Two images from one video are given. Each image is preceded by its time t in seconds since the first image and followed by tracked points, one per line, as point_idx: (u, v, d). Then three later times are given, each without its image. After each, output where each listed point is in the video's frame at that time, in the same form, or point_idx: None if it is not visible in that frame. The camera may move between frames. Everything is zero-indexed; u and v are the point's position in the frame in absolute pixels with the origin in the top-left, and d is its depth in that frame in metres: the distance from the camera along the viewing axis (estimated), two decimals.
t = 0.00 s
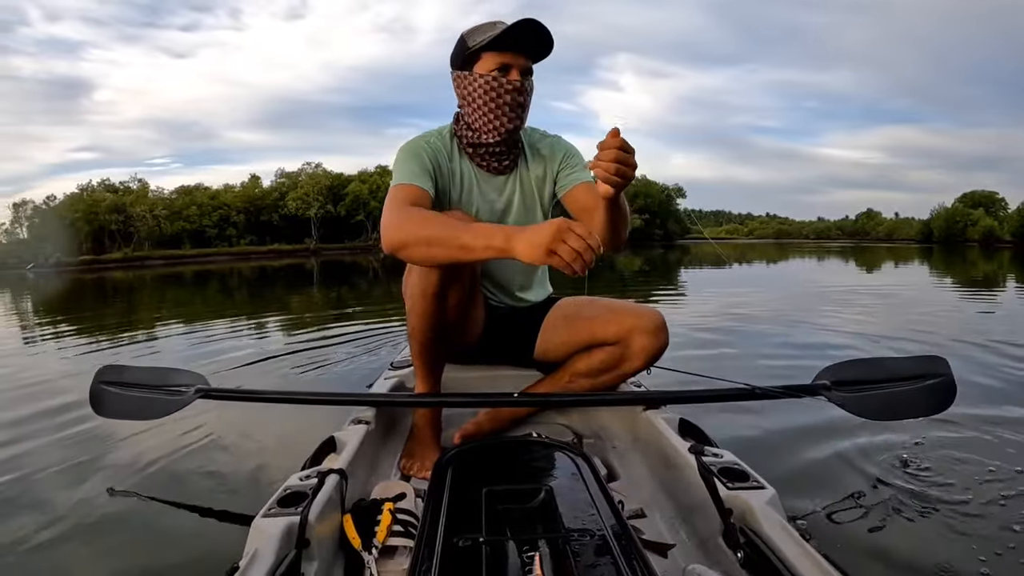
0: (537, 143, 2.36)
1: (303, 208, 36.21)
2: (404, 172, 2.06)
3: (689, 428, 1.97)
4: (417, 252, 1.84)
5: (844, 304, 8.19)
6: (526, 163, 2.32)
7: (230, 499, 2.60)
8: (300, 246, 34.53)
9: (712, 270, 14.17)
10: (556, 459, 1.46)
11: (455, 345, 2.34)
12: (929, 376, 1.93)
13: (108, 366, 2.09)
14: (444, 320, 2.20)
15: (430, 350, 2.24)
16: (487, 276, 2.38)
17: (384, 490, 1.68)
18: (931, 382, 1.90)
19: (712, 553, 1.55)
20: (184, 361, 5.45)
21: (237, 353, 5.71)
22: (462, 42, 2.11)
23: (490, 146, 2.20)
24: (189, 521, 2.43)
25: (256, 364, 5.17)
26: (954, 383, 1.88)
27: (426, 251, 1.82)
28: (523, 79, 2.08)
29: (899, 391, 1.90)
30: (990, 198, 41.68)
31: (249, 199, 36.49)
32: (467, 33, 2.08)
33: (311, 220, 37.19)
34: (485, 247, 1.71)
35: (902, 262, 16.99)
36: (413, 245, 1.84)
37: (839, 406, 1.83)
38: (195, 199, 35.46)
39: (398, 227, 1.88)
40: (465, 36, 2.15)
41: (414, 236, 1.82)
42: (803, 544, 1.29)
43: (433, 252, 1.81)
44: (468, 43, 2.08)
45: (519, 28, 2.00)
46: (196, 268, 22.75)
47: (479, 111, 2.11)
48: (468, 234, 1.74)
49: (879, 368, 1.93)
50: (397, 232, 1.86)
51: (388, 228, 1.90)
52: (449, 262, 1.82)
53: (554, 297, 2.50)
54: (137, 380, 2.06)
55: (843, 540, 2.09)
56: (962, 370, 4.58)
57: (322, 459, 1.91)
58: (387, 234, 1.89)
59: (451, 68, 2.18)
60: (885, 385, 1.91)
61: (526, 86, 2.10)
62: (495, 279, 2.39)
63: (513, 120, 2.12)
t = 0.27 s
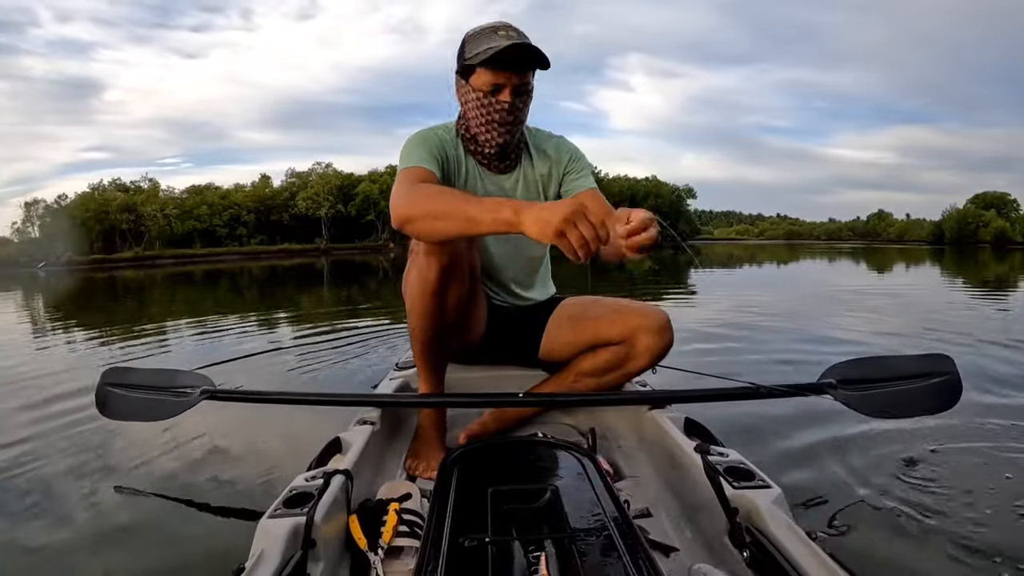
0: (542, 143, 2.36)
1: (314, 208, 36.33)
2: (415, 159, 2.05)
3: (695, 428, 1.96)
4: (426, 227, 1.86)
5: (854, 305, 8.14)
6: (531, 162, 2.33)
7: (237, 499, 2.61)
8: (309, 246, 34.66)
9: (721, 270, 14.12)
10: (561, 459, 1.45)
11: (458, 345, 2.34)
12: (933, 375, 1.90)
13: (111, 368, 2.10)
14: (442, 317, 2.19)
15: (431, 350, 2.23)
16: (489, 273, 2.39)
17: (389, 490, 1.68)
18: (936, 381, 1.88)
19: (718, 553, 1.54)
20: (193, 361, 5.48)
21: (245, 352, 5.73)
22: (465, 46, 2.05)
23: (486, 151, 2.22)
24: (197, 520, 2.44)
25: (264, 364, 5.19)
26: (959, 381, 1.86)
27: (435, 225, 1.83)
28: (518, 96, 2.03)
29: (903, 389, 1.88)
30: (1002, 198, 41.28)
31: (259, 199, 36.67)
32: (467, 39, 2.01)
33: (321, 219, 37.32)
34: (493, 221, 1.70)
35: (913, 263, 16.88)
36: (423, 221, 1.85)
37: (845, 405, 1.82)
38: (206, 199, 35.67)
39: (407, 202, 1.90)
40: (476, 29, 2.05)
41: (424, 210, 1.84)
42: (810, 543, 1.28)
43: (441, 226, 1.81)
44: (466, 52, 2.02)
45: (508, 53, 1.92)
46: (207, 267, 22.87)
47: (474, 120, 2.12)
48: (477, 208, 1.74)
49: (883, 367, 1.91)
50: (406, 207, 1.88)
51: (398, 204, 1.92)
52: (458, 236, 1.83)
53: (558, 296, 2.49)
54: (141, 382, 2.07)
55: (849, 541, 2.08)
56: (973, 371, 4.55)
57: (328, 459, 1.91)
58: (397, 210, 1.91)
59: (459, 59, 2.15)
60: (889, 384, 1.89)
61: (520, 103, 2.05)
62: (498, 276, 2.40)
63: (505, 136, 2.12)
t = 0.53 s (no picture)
0: (546, 143, 2.35)
1: (324, 208, 36.46)
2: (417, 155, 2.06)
3: (700, 428, 1.96)
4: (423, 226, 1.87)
5: (864, 306, 8.09)
6: (534, 163, 2.32)
7: (244, 496, 2.62)
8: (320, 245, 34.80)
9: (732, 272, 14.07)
10: (566, 460, 1.45)
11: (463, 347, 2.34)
12: (940, 375, 1.87)
13: (117, 369, 2.11)
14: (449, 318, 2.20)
15: (435, 351, 2.23)
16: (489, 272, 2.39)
17: (394, 491, 1.68)
18: (940, 381, 1.84)
19: (723, 553, 1.54)
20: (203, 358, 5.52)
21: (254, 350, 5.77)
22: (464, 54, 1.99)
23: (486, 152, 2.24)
24: (204, 518, 2.45)
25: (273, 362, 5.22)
26: (964, 382, 1.82)
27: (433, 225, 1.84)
28: (508, 118, 2.00)
29: (908, 389, 1.86)
30: (1016, 200, 40.88)
31: (270, 198, 36.85)
32: (466, 50, 1.95)
33: (332, 219, 37.45)
34: (488, 215, 1.71)
35: (925, 265, 16.76)
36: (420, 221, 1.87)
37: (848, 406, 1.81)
38: (217, 198, 35.89)
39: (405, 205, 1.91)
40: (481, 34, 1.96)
41: (420, 210, 1.85)
42: (814, 544, 1.27)
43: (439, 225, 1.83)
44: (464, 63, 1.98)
45: (497, 80, 1.87)
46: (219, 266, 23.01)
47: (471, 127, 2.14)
48: (471, 203, 1.75)
49: (887, 366, 1.89)
50: (403, 210, 1.89)
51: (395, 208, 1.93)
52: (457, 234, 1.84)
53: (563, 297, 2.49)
54: (146, 382, 2.08)
55: (856, 542, 2.07)
56: (984, 374, 4.51)
57: (333, 460, 1.92)
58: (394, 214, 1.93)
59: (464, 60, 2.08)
60: (895, 383, 1.87)
61: (511, 124, 2.02)
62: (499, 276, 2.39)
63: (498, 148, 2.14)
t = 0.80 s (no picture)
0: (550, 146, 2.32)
1: (335, 207, 36.58)
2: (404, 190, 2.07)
3: (704, 429, 1.95)
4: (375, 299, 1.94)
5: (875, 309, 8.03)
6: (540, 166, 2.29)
7: (249, 493, 2.64)
8: (330, 245, 34.90)
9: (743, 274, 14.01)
10: (569, 460, 1.44)
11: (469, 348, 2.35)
12: (945, 376, 1.87)
13: (121, 367, 2.13)
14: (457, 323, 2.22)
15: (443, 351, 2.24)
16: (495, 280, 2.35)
17: (398, 490, 1.68)
18: (945, 383, 1.86)
19: (727, 554, 1.53)
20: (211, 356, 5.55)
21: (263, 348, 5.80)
22: (472, 61, 2.00)
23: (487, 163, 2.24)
24: (209, 515, 2.47)
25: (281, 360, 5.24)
26: (971, 383, 1.84)
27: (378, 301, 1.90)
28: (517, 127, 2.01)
29: (914, 390, 1.86)
30: None
31: (281, 198, 37.00)
32: (473, 58, 1.96)
33: (342, 219, 37.57)
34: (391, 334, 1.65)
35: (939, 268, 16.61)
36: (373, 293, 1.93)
37: (854, 407, 1.80)
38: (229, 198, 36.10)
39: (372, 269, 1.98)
40: (485, 41, 1.96)
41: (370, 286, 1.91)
42: (819, 546, 1.26)
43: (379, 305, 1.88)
44: (472, 72, 1.98)
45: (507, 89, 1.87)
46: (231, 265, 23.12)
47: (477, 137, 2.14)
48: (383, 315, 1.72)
49: (893, 368, 1.89)
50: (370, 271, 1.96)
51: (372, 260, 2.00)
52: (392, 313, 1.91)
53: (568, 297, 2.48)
54: (152, 381, 2.09)
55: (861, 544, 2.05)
56: (996, 377, 4.46)
57: (338, 459, 1.92)
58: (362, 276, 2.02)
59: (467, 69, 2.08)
60: (901, 385, 1.87)
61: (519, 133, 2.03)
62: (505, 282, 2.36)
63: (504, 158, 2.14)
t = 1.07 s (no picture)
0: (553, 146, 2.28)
1: (345, 207, 36.64)
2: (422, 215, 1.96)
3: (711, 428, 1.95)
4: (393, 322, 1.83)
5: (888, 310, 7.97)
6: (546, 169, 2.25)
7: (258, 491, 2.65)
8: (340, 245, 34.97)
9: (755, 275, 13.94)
10: (577, 460, 1.44)
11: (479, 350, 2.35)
12: (951, 374, 1.86)
13: (129, 369, 2.14)
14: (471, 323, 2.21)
15: (454, 351, 2.26)
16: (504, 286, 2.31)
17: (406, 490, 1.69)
18: (953, 380, 1.84)
19: (735, 553, 1.53)
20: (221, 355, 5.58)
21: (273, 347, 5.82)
22: (479, 64, 1.97)
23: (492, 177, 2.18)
24: (217, 513, 2.48)
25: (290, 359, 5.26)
26: (978, 380, 1.82)
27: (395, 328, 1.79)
28: (530, 133, 1.98)
29: (920, 388, 1.84)
30: None
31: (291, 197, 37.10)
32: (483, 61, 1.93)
33: (352, 219, 37.66)
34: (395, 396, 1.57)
35: (953, 270, 16.46)
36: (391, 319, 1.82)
37: (861, 405, 1.79)
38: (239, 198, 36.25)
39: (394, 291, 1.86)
40: (492, 47, 1.94)
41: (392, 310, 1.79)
42: (827, 544, 1.26)
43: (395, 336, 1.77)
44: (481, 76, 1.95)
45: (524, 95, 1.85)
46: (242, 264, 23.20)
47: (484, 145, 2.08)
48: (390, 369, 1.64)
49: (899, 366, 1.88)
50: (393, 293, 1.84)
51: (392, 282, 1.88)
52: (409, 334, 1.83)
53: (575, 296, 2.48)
54: (161, 381, 2.11)
55: (869, 544, 2.04)
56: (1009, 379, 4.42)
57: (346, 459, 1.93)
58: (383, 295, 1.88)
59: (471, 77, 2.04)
60: (906, 383, 1.86)
61: (531, 140, 2.00)
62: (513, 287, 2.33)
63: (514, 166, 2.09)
